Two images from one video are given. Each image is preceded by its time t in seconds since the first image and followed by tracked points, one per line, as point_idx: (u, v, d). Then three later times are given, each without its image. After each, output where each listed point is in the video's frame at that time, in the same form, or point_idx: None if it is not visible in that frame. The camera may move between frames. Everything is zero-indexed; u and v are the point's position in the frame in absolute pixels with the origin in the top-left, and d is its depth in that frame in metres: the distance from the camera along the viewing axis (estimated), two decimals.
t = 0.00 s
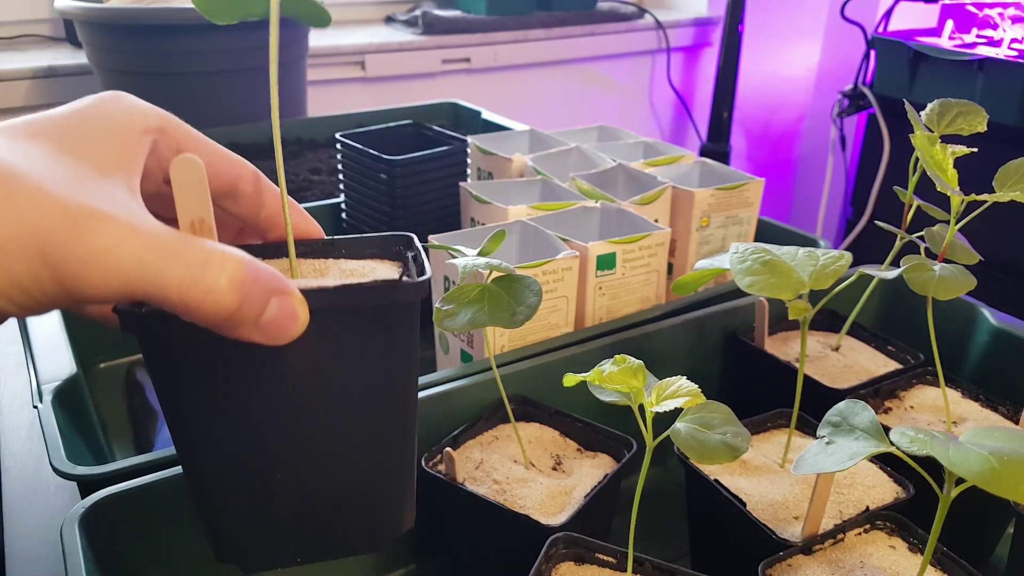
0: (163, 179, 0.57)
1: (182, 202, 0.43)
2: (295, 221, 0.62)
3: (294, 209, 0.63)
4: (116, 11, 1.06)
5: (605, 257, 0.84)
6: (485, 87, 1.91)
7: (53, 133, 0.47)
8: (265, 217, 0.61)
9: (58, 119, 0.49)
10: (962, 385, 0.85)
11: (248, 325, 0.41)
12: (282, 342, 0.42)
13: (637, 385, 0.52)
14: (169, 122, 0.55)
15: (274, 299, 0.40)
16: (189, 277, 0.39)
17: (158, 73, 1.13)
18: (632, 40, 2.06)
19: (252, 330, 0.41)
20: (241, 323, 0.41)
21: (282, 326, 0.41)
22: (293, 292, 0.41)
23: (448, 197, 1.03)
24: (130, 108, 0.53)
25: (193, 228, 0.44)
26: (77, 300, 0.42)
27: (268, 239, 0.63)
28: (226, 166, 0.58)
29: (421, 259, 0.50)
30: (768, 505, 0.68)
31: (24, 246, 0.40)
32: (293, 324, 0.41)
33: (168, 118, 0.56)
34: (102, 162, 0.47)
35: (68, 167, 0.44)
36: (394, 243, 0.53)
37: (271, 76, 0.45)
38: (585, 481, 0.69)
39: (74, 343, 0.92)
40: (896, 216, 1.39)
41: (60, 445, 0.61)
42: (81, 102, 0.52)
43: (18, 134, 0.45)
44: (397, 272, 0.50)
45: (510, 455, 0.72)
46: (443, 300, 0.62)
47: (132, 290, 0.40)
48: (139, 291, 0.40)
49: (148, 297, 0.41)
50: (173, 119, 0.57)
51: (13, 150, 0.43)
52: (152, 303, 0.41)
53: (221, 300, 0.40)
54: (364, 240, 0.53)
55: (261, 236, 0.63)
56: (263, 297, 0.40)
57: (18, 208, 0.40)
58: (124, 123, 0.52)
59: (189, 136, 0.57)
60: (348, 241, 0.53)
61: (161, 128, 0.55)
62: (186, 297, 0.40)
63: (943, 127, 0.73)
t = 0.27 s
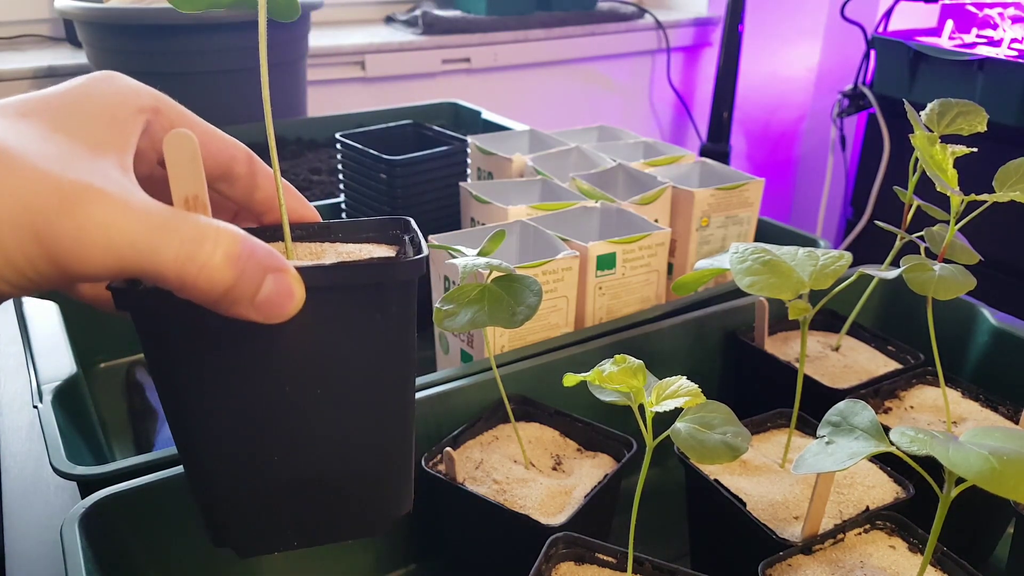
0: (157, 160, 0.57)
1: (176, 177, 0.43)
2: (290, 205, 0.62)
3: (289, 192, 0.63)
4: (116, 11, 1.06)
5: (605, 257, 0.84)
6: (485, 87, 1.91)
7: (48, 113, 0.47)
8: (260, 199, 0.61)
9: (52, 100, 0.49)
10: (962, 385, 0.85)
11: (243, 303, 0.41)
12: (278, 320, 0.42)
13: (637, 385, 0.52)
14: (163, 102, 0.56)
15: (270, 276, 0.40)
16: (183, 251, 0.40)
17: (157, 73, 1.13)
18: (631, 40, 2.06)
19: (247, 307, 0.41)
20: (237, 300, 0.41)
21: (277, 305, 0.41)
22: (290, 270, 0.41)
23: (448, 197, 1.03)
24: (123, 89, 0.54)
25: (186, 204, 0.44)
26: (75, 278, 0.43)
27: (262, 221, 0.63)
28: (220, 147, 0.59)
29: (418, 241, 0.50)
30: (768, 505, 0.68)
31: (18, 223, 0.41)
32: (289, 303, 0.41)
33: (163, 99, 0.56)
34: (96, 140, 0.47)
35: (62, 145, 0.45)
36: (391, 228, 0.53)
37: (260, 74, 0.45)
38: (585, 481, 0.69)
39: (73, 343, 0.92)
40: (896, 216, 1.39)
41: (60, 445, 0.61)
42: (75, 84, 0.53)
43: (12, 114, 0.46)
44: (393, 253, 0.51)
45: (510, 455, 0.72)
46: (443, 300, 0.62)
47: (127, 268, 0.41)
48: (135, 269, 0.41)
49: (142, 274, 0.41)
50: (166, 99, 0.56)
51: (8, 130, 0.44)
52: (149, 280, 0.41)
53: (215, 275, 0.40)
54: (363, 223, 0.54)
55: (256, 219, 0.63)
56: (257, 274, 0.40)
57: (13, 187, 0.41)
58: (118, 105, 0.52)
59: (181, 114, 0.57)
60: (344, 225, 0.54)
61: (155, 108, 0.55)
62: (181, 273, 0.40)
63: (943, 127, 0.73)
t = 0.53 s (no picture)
0: (157, 171, 0.57)
1: (177, 191, 0.43)
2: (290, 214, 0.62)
3: (290, 200, 0.63)
4: (116, 11, 1.06)
5: (605, 257, 0.85)
6: (485, 87, 1.91)
7: (47, 125, 0.47)
8: (261, 209, 0.61)
9: (52, 110, 0.49)
10: (962, 385, 0.85)
11: (242, 318, 0.41)
12: (279, 336, 0.42)
13: (637, 385, 0.52)
14: (163, 113, 0.56)
15: (270, 292, 0.40)
16: (182, 267, 0.39)
17: (157, 72, 1.13)
18: (632, 40, 2.06)
19: (247, 323, 0.41)
20: (236, 315, 0.41)
21: (276, 320, 0.41)
22: (290, 285, 0.41)
23: (448, 197, 1.03)
24: (124, 99, 0.54)
25: (187, 218, 0.44)
26: (71, 292, 0.42)
27: (263, 232, 0.62)
28: (222, 157, 0.59)
29: (419, 253, 0.50)
30: (768, 505, 0.68)
31: (15, 239, 0.40)
32: (290, 318, 0.41)
33: (163, 110, 0.56)
34: (96, 152, 0.47)
35: (61, 157, 0.44)
36: (391, 237, 0.54)
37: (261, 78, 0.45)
38: (585, 481, 0.69)
39: (74, 343, 0.92)
40: (896, 216, 1.39)
41: (61, 445, 0.61)
42: (75, 93, 0.53)
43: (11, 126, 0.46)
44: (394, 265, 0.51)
45: (510, 455, 0.72)
46: (444, 300, 0.62)
47: (126, 284, 0.40)
48: (133, 285, 0.40)
49: (141, 290, 0.41)
50: (167, 109, 0.57)
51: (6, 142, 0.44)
52: (147, 296, 0.41)
53: (215, 291, 0.40)
54: (362, 234, 0.53)
55: (257, 229, 0.62)
56: (258, 289, 0.40)
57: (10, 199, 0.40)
58: (118, 116, 0.52)
59: (183, 125, 0.57)
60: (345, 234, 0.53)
61: (155, 119, 0.55)
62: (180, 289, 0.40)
63: (942, 127, 0.73)
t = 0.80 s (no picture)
0: (155, 175, 0.56)
1: (173, 206, 0.43)
2: (290, 217, 0.62)
3: (290, 204, 0.63)
4: (116, 11, 1.06)
5: (605, 257, 0.84)
6: (485, 87, 1.91)
7: (40, 132, 0.46)
8: (258, 211, 0.62)
9: (47, 116, 0.48)
10: (962, 385, 0.85)
11: (237, 333, 0.41)
12: (272, 350, 0.42)
13: (637, 385, 0.52)
14: (160, 117, 0.55)
15: (264, 308, 0.41)
16: (177, 285, 0.39)
17: (157, 72, 1.13)
18: (631, 40, 2.06)
19: (240, 338, 0.41)
20: (230, 330, 0.41)
21: (272, 335, 0.41)
22: (284, 301, 0.41)
23: (448, 197, 1.03)
24: (121, 104, 0.53)
25: (182, 233, 0.44)
26: (63, 304, 0.42)
27: (263, 234, 0.63)
28: (220, 160, 0.59)
29: (417, 262, 0.49)
30: (768, 505, 0.68)
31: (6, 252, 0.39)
32: (283, 333, 0.42)
33: (161, 113, 0.55)
34: (92, 161, 0.46)
35: (56, 165, 0.44)
36: (390, 241, 0.54)
37: (262, 78, 0.45)
38: (585, 481, 0.69)
39: (74, 343, 0.92)
40: (896, 216, 1.39)
41: (61, 445, 0.61)
42: (70, 96, 0.51)
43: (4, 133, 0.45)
44: (393, 272, 0.51)
45: (510, 455, 0.72)
46: (443, 300, 0.62)
47: (120, 298, 0.40)
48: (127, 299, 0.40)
49: (135, 305, 0.40)
50: (165, 114, 0.56)
51: None
52: (140, 310, 0.41)
53: (209, 308, 0.40)
54: (362, 237, 0.54)
55: (257, 232, 0.63)
56: (253, 307, 0.40)
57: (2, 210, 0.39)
58: (114, 123, 0.51)
59: (183, 132, 0.57)
60: (344, 238, 0.54)
61: (153, 124, 0.54)
62: (175, 305, 0.39)
63: (943, 127, 0.73)
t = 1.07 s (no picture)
0: (162, 182, 0.56)
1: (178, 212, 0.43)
2: (295, 223, 0.62)
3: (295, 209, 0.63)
4: (116, 11, 1.06)
5: (605, 257, 0.84)
6: (485, 87, 1.91)
7: (48, 139, 0.46)
8: (265, 219, 0.62)
9: (53, 122, 0.48)
10: (962, 385, 0.85)
11: (243, 340, 0.41)
12: (278, 357, 0.42)
13: (637, 385, 0.52)
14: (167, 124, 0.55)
15: (271, 315, 0.40)
16: (184, 292, 0.39)
17: (157, 72, 1.13)
18: (632, 40, 2.06)
19: (247, 345, 0.41)
20: (236, 337, 0.41)
21: (277, 342, 0.41)
22: (291, 308, 0.41)
23: (448, 197, 1.03)
24: (128, 110, 0.53)
25: (189, 240, 0.44)
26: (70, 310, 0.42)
27: (268, 242, 0.63)
28: (225, 167, 0.59)
29: (425, 271, 0.50)
30: (768, 505, 0.68)
31: (13, 258, 0.39)
32: (290, 340, 0.41)
33: (168, 120, 0.56)
34: (97, 168, 0.46)
35: (64, 172, 0.44)
36: (395, 248, 0.54)
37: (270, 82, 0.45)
38: (585, 481, 0.69)
39: (74, 343, 0.92)
40: (896, 216, 1.39)
41: (61, 445, 0.61)
42: (78, 103, 0.52)
43: (12, 140, 0.45)
44: (400, 279, 0.51)
45: (510, 455, 0.72)
46: (444, 300, 0.62)
47: (125, 304, 0.40)
48: (133, 305, 0.40)
49: (141, 311, 0.40)
50: (172, 122, 0.56)
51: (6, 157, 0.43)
52: (146, 316, 0.41)
53: (216, 315, 0.40)
54: (367, 244, 0.54)
55: (262, 239, 0.63)
56: (259, 314, 0.40)
57: (10, 217, 0.39)
58: (120, 129, 0.51)
59: (189, 140, 0.57)
60: (348, 245, 0.53)
61: (159, 131, 0.55)
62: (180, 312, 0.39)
63: (943, 127, 0.73)
